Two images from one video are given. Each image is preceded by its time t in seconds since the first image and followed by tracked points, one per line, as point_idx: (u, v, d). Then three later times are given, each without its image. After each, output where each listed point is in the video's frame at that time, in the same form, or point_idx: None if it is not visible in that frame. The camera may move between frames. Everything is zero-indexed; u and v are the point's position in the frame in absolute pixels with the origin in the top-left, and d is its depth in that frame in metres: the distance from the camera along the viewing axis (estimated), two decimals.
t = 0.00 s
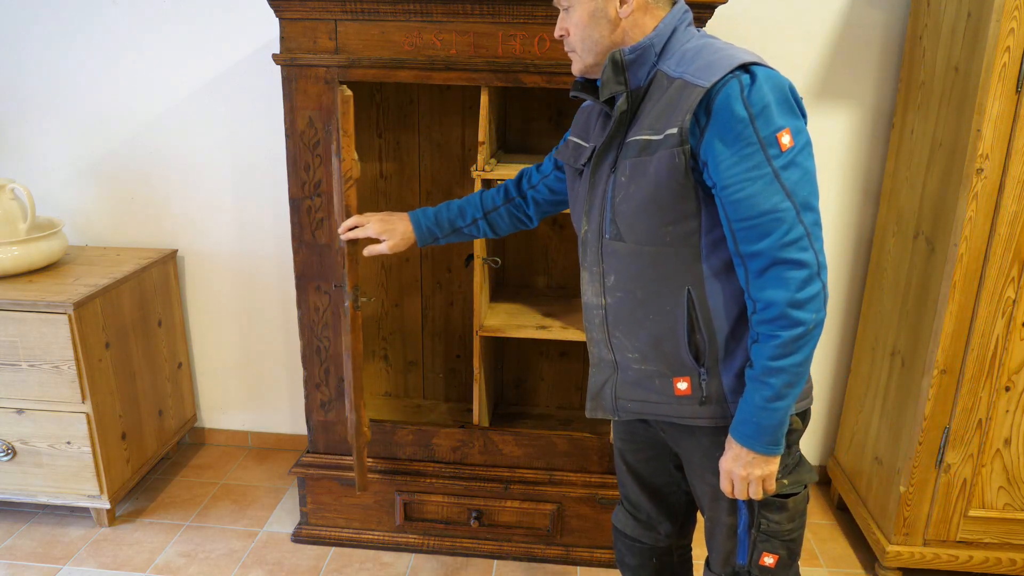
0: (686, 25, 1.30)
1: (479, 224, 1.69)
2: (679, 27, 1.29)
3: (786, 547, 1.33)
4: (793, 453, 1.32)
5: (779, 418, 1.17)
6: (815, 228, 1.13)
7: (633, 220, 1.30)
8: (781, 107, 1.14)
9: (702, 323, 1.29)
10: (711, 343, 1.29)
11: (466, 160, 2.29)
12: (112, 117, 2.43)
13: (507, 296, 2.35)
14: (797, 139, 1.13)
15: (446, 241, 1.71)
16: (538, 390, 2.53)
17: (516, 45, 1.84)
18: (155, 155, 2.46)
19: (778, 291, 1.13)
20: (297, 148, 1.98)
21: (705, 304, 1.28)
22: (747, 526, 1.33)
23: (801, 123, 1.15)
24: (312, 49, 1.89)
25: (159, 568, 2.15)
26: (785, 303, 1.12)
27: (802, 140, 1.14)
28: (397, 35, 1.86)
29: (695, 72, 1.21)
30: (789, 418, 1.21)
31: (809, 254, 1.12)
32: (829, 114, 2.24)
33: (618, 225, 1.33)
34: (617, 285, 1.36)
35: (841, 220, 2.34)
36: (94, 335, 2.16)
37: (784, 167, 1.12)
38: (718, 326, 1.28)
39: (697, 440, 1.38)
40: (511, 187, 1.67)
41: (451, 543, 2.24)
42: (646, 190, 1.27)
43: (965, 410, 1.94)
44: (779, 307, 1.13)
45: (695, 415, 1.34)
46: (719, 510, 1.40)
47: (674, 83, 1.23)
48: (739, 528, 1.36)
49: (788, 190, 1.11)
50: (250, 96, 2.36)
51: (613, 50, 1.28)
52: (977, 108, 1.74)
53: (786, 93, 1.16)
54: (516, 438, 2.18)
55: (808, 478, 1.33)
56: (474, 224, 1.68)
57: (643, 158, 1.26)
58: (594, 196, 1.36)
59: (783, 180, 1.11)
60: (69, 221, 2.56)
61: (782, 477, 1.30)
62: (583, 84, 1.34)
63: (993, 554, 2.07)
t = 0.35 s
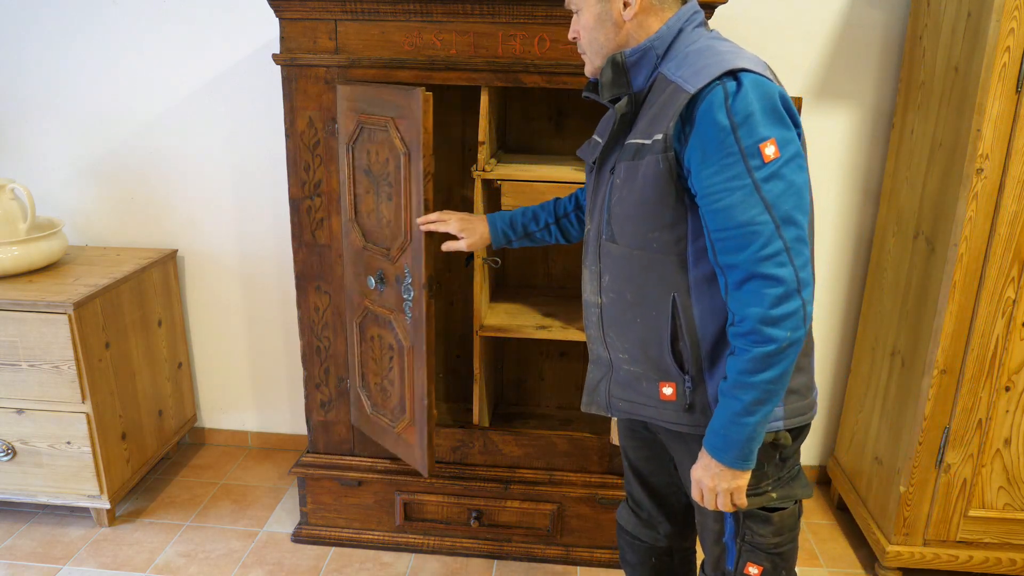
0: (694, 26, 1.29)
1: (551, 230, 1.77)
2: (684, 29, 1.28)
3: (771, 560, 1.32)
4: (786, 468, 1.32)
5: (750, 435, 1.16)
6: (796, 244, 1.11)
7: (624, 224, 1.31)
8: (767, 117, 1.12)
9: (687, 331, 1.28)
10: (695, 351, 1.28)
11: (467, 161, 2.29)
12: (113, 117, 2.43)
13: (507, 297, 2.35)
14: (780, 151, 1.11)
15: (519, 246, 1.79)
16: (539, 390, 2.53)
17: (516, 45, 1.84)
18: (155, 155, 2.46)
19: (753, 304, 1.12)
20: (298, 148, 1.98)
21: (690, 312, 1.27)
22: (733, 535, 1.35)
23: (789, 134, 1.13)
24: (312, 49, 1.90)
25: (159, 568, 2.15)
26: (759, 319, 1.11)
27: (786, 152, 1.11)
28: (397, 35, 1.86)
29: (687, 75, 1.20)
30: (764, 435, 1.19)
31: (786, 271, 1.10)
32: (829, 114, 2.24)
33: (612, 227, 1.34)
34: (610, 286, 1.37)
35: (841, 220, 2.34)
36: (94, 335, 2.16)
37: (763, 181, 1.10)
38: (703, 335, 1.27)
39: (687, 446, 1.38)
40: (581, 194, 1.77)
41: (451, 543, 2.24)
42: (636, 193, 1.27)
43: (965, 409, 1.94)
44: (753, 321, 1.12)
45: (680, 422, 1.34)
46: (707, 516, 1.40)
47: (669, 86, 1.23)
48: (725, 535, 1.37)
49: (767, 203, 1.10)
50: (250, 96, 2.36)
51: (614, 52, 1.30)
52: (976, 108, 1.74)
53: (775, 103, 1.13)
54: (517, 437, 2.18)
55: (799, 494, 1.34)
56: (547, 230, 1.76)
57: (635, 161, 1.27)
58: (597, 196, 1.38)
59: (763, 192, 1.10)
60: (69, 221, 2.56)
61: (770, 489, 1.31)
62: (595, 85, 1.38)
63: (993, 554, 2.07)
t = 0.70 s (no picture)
0: (691, 26, 1.27)
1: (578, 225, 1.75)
2: (678, 29, 1.26)
3: (754, 567, 1.33)
4: (774, 476, 1.34)
5: (717, 441, 1.15)
6: (767, 250, 1.10)
7: (611, 225, 1.32)
8: (742, 121, 1.11)
9: (667, 333, 1.28)
10: (675, 354, 1.28)
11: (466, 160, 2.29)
12: (112, 117, 2.43)
13: (507, 297, 2.36)
14: (753, 156, 1.09)
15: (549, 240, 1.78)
16: (539, 391, 2.53)
17: (516, 45, 1.84)
18: (155, 155, 2.46)
19: (722, 310, 1.11)
20: (298, 148, 1.98)
21: (671, 315, 1.27)
22: (717, 540, 1.36)
23: (765, 138, 1.11)
24: (312, 49, 1.90)
25: (159, 568, 2.15)
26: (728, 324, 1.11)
27: (760, 157, 1.10)
28: (397, 35, 1.86)
29: (669, 78, 1.20)
30: (735, 442, 1.19)
31: (755, 278, 1.09)
32: (830, 113, 2.24)
33: (602, 227, 1.35)
34: (599, 285, 1.38)
35: (841, 220, 2.34)
36: (94, 335, 2.16)
37: (734, 185, 1.09)
38: (683, 339, 1.26)
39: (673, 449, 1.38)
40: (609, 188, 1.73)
41: (451, 543, 2.24)
42: (622, 194, 1.28)
43: (965, 410, 1.94)
44: (721, 326, 1.11)
45: (663, 423, 1.34)
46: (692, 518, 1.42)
47: (654, 89, 1.22)
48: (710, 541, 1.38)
49: (738, 209, 1.09)
50: (251, 95, 2.36)
51: (608, 53, 1.30)
52: (976, 108, 1.74)
53: (752, 105, 1.11)
54: (516, 437, 2.18)
55: (786, 503, 1.35)
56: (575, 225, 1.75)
57: (622, 162, 1.28)
58: (593, 195, 1.39)
59: (734, 197, 1.09)
60: (69, 221, 2.56)
61: (754, 496, 1.32)
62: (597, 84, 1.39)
63: (993, 554, 2.07)
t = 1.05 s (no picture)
0: (683, 26, 1.27)
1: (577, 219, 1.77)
2: (670, 30, 1.26)
3: (745, 566, 1.31)
4: (765, 475, 1.34)
5: (699, 441, 1.16)
6: (751, 252, 1.10)
7: (603, 224, 1.32)
8: (730, 123, 1.11)
9: (657, 333, 1.28)
10: (664, 354, 1.28)
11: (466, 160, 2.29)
12: (112, 117, 2.43)
13: (507, 297, 2.36)
14: (739, 158, 1.09)
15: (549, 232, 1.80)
16: (539, 391, 2.53)
17: (516, 45, 1.84)
18: (155, 155, 2.46)
19: (707, 310, 1.11)
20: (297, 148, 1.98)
21: (661, 315, 1.27)
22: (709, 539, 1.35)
23: (752, 141, 1.11)
24: (312, 49, 1.90)
25: (159, 568, 2.15)
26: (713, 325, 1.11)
27: (746, 159, 1.10)
28: (397, 35, 1.86)
29: (659, 79, 1.20)
30: (721, 442, 1.19)
31: (739, 279, 1.09)
32: (830, 113, 2.24)
33: (595, 226, 1.35)
34: (592, 284, 1.38)
35: (841, 220, 2.34)
36: (94, 336, 2.16)
37: (720, 187, 1.09)
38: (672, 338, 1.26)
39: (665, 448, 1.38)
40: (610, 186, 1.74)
41: (451, 543, 2.24)
42: (614, 194, 1.28)
43: (965, 410, 1.94)
44: (706, 327, 1.11)
45: (654, 422, 1.35)
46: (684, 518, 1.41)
47: (645, 90, 1.23)
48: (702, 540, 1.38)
49: (724, 210, 1.09)
50: (251, 95, 2.36)
51: (600, 53, 1.30)
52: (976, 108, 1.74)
53: (739, 107, 1.11)
54: (516, 437, 2.18)
55: (776, 502, 1.35)
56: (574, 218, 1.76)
57: (614, 162, 1.28)
58: (587, 194, 1.39)
59: (720, 199, 1.09)
60: (70, 221, 2.56)
61: (745, 495, 1.33)
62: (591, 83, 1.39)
63: (993, 554, 2.07)
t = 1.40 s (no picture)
0: (676, 26, 1.27)
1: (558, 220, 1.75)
2: (663, 30, 1.26)
3: (743, 563, 1.32)
4: (761, 472, 1.34)
5: (697, 438, 1.16)
6: (746, 250, 1.10)
7: (599, 224, 1.32)
8: (725, 122, 1.11)
9: (653, 332, 1.28)
10: (661, 353, 1.29)
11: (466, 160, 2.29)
12: (111, 116, 2.43)
13: (507, 296, 2.36)
14: (734, 157, 1.09)
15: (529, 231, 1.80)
16: (539, 391, 2.52)
17: (516, 45, 1.84)
18: (155, 155, 2.46)
19: (704, 309, 1.11)
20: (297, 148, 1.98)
21: (657, 314, 1.27)
22: (706, 537, 1.35)
23: (746, 140, 1.11)
24: (312, 49, 1.90)
25: (159, 568, 2.15)
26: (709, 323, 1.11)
27: (741, 158, 1.10)
28: (397, 35, 1.86)
29: (653, 79, 1.20)
30: (718, 439, 1.19)
31: (735, 278, 1.09)
32: (830, 113, 2.24)
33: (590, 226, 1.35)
34: (587, 284, 1.38)
35: (841, 220, 2.34)
36: (94, 336, 2.16)
37: (716, 186, 1.09)
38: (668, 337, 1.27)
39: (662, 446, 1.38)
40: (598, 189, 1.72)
41: (451, 543, 2.24)
42: (609, 194, 1.28)
43: (965, 410, 1.94)
44: (703, 326, 1.11)
45: (650, 421, 1.35)
46: (681, 516, 1.41)
47: (639, 90, 1.23)
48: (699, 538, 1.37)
49: (719, 209, 1.09)
50: (251, 95, 2.36)
51: (593, 53, 1.30)
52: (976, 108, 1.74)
53: (733, 107, 1.12)
54: (516, 437, 2.18)
55: (772, 498, 1.35)
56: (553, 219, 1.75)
57: (608, 162, 1.28)
58: (582, 194, 1.39)
59: (715, 198, 1.09)
60: (69, 221, 2.56)
61: (742, 492, 1.32)
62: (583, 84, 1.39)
63: (993, 554, 2.07)
